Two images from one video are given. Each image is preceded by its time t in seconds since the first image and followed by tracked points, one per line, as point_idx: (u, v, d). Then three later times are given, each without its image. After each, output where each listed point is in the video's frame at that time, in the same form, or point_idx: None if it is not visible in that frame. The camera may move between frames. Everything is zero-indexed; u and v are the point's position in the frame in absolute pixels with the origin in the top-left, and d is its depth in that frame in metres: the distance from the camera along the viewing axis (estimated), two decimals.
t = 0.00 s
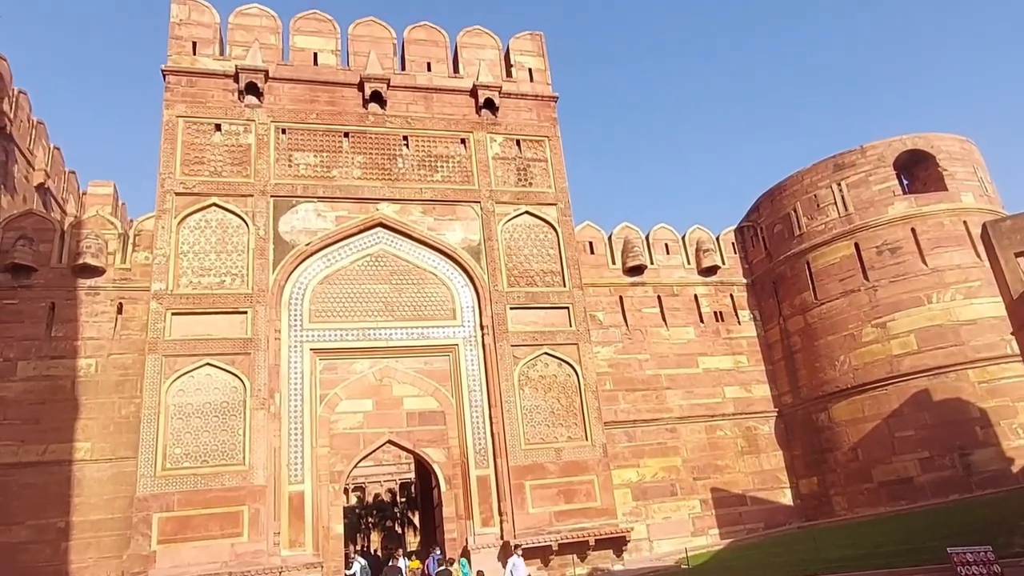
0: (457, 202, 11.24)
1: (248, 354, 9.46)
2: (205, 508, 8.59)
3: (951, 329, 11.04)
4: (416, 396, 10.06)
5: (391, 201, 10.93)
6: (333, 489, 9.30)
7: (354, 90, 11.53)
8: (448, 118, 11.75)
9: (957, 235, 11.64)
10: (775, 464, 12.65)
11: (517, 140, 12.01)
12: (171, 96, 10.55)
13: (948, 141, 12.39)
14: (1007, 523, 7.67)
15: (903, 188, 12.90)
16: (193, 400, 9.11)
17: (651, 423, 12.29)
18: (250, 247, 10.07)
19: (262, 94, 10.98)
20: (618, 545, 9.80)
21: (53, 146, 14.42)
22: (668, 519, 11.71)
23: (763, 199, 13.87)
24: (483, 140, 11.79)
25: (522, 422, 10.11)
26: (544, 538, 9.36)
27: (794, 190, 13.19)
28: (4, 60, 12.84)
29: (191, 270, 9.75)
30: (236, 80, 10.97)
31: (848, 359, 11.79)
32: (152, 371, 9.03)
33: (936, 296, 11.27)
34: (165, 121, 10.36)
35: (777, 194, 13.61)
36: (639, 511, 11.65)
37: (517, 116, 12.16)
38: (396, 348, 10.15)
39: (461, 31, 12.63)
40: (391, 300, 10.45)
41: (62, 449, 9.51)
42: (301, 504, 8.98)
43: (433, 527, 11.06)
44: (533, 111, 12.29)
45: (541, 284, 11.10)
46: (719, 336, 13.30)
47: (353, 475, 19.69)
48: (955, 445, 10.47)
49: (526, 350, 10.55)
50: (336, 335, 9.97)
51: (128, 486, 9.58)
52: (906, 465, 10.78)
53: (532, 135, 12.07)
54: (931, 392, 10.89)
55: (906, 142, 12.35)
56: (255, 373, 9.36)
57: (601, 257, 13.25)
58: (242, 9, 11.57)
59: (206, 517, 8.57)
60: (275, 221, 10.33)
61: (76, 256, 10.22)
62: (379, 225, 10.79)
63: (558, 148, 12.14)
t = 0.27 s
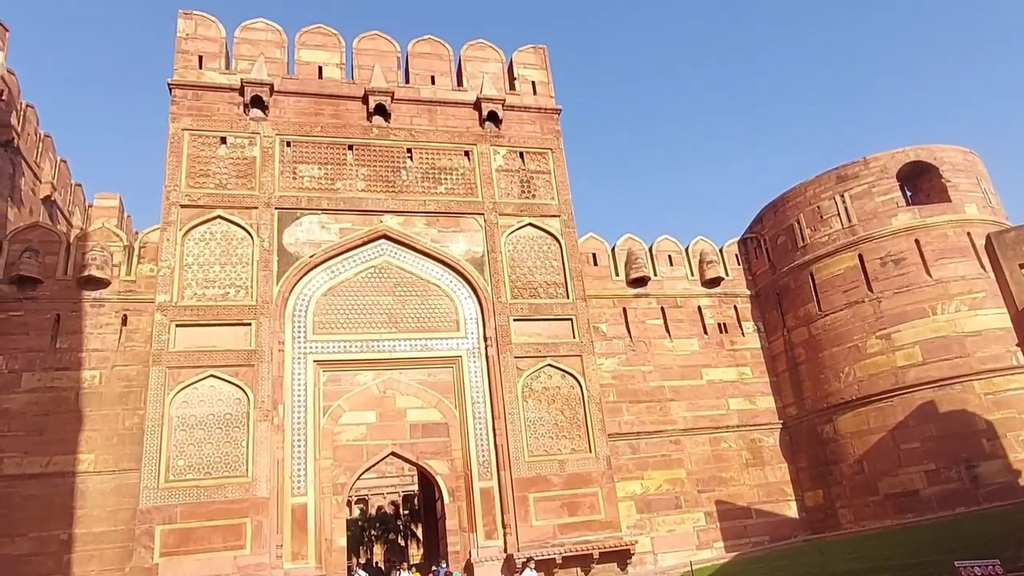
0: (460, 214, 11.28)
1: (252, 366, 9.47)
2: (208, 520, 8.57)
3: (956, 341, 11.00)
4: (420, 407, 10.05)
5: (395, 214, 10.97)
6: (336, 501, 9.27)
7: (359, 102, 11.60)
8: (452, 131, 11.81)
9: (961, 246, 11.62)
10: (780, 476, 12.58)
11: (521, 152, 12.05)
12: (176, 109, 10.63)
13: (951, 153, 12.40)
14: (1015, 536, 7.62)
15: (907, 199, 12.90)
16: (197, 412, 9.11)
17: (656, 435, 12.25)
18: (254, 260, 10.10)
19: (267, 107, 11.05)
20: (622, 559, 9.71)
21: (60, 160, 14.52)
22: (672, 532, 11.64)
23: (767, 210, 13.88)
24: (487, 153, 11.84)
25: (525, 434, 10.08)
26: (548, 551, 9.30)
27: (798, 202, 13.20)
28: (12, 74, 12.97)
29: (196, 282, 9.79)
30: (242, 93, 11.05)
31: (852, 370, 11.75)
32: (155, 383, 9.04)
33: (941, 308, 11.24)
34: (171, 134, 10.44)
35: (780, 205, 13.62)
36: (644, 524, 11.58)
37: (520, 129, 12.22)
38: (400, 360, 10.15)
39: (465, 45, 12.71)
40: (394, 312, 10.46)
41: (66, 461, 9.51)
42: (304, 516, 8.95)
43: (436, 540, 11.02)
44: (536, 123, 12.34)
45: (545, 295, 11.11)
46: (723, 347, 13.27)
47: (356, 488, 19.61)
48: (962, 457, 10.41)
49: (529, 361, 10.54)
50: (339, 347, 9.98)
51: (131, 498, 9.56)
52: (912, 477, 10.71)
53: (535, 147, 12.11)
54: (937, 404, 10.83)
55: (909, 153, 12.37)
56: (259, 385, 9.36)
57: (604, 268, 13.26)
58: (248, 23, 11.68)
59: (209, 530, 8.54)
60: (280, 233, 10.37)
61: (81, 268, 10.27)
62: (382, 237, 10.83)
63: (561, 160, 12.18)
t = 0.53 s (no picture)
0: (463, 224, 11.30)
1: (255, 376, 9.47)
2: (210, 531, 8.55)
3: (960, 350, 10.97)
4: (423, 418, 10.04)
5: (398, 224, 11.00)
6: (338, 512, 9.24)
7: (362, 114, 11.66)
8: (454, 142, 11.86)
9: (964, 256, 11.61)
10: (784, 487, 12.52)
11: (523, 162, 12.09)
12: (181, 121, 10.69)
13: (953, 163, 12.42)
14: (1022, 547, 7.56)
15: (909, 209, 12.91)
16: (199, 422, 9.11)
17: (659, 445, 12.21)
18: (257, 270, 10.13)
19: (271, 119, 11.11)
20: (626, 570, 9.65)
21: (65, 171, 14.60)
22: (676, 543, 11.58)
23: (769, 220, 13.89)
24: (489, 163, 11.88)
25: (528, 444, 10.06)
26: (551, 563, 9.26)
27: (800, 212, 13.22)
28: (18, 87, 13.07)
29: (199, 292, 9.81)
30: (246, 105, 11.11)
31: (856, 380, 11.71)
32: (158, 393, 9.05)
33: (944, 317, 11.22)
34: (175, 145, 10.49)
35: (782, 215, 13.64)
36: (647, 535, 11.52)
37: (523, 140, 12.26)
38: (403, 371, 10.15)
39: (468, 57, 12.78)
40: (397, 322, 10.47)
41: (69, 471, 9.51)
42: (306, 527, 8.92)
43: (439, 550, 10.98)
44: (538, 134, 12.39)
45: (547, 305, 11.11)
46: (726, 358, 13.25)
47: (358, 498, 19.52)
48: (967, 468, 10.37)
49: (532, 372, 10.54)
50: (342, 357, 9.98)
51: (134, 509, 9.55)
52: (917, 488, 10.65)
53: (537, 158, 12.16)
54: (941, 414, 10.79)
55: (911, 163, 12.38)
56: (262, 395, 9.37)
57: (607, 278, 13.27)
58: (253, 36, 11.76)
59: (211, 540, 8.53)
60: (283, 243, 10.40)
61: (85, 278, 10.30)
62: (385, 248, 10.85)
63: (564, 170, 12.21)
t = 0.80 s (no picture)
0: (466, 233, 11.33)
1: (258, 385, 9.48)
2: (212, 540, 8.54)
3: (964, 358, 10.94)
4: (425, 427, 10.03)
5: (401, 233, 11.03)
6: (341, 522, 9.21)
7: (365, 124, 11.71)
8: (457, 151, 11.90)
9: (967, 264, 11.60)
10: (788, 496, 12.47)
11: (526, 172, 12.12)
12: (185, 131, 10.75)
13: (955, 171, 12.42)
14: None
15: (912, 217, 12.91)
16: (202, 431, 9.11)
17: (662, 454, 12.17)
18: (260, 279, 10.15)
19: (275, 128, 11.17)
20: None
21: (71, 180, 14.67)
22: (680, 553, 11.53)
23: (771, 229, 13.90)
24: (492, 173, 11.91)
25: (531, 453, 10.04)
26: (554, 572, 9.22)
27: (803, 220, 13.22)
28: (25, 97, 13.16)
29: (202, 301, 9.83)
30: (250, 115, 11.17)
31: (860, 389, 11.68)
32: (161, 403, 9.06)
33: (948, 325, 11.19)
34: (179, 155, 10.54)
35: (785, 224, 13.64)
36: (651, 544, 11.48)
37: (525, 149, 12.30)
38: (405, 380, 10.15)
39: (470, 66, 12.84)
40: (400, 331, 10.48)
41: (71, 481, 9.51)
42: (308, 536, 8.90)
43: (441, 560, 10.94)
44: (541, 143, 12.43)
45: (550, 314, 11.11)
46: (729, 366, 13.22)
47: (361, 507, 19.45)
48: (972, 477, 10.33)
49: (535, 380, 10.53)
50: (345, 366, 9.99)
51: (137, 518, 9.55)
52: (922, 497, 10.60)
53: (540, 167, 12.18)
54: (946, 423, 10.75)
55: (913, 171, 12.39)
56: (265, 405, 9.37)
57: (610, 287, 13.27)
58: (257, 47, 11.83)
59: (214, 550, 8.51)
60: (286, 252, 10.43)
61: (89, 288, 10.34)
62: (388, 257, 10.87)
63: (566, 179, 12.24)
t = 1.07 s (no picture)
0: (469, 241, 11.34)
1: (261, 393, 9.49)
2: (215, 548, 8.53)
3: (968, 365, 10.90)
4: (429, 435, 10.01)
5: (404, 241, 11.05)
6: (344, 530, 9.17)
7: (369, 132, 11.76)
8: (460, 159, 11.93)
9: (971, 271, 11.58)
10: (793, 504, 12.41)
11: (529, 179, 12.15)
12: (190, 140, 10.80)
13: (959, 178, 12.42)
14: None
15: (916, 224, 12.90)
16: (205, 439, 9.12)
17: (666, 462, 12.13)
18: (264, 287, 10.18)
19: (279, 137, 11.22)
20: None
21: (76, 190, 14.75)
22: (684, 561, 11.48)
23: (775, 236, 13.89)
24: (495, 181, 11.94)
25: (534, 461, 10.02)
26: None
27: (806, 227, 13.22)
28: (31, 107, 13.25)
29: (206, 310, 9.86)
30: (254, 124, 11.23)
31: (864, 396, 11.64)
32: (165, 411, 9.07)
33: (952, 332, 11.16)
34: (184, 164, 10.59)
35: (788, 231, 13.64)
36: (655, 553, 11.43)
37: (528, 157, 12.33)
38: (408, 387, 10.15)
39: (473, 75, 12.89)
40: (403, 338, 10.49)
41: (75, 489, 9.52)
42: (311, 545, 8.87)
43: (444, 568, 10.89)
44: (544, 151, 12.46)
45: (553, 321, 11.11)
46: (733, 373, 13.20)
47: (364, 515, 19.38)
48: (978, 484, 10.29)
49: (538, 388, 10.52)
50: (348, 374, 9.99)
51: (140, 526, 9.54)
52: (928, 504, 10.54)
53: (543, 175, 12.21)
54: (951, 430, 10.70)
55: (916, 178, 12.39)
56: (268, 413, 9.37)
57: (613, 294, 13.27)
58: (261, 56, 11.91)
59: (217, 558, 8.50)
60: (290, 260, 10.46)
61: (94, 296, 10.38)
62: (391, 264, 10.89)
63: (569, 187, 12.26)
